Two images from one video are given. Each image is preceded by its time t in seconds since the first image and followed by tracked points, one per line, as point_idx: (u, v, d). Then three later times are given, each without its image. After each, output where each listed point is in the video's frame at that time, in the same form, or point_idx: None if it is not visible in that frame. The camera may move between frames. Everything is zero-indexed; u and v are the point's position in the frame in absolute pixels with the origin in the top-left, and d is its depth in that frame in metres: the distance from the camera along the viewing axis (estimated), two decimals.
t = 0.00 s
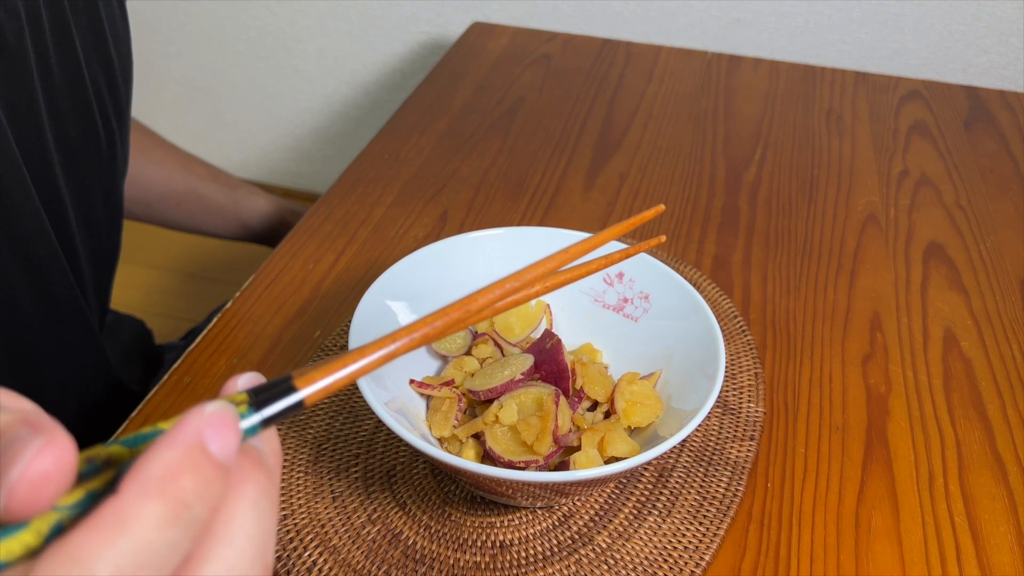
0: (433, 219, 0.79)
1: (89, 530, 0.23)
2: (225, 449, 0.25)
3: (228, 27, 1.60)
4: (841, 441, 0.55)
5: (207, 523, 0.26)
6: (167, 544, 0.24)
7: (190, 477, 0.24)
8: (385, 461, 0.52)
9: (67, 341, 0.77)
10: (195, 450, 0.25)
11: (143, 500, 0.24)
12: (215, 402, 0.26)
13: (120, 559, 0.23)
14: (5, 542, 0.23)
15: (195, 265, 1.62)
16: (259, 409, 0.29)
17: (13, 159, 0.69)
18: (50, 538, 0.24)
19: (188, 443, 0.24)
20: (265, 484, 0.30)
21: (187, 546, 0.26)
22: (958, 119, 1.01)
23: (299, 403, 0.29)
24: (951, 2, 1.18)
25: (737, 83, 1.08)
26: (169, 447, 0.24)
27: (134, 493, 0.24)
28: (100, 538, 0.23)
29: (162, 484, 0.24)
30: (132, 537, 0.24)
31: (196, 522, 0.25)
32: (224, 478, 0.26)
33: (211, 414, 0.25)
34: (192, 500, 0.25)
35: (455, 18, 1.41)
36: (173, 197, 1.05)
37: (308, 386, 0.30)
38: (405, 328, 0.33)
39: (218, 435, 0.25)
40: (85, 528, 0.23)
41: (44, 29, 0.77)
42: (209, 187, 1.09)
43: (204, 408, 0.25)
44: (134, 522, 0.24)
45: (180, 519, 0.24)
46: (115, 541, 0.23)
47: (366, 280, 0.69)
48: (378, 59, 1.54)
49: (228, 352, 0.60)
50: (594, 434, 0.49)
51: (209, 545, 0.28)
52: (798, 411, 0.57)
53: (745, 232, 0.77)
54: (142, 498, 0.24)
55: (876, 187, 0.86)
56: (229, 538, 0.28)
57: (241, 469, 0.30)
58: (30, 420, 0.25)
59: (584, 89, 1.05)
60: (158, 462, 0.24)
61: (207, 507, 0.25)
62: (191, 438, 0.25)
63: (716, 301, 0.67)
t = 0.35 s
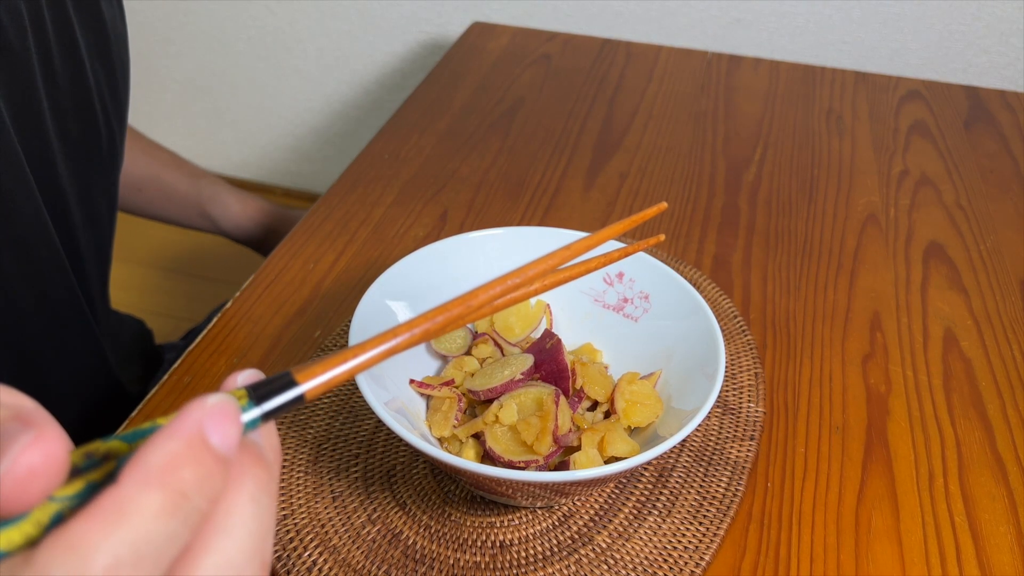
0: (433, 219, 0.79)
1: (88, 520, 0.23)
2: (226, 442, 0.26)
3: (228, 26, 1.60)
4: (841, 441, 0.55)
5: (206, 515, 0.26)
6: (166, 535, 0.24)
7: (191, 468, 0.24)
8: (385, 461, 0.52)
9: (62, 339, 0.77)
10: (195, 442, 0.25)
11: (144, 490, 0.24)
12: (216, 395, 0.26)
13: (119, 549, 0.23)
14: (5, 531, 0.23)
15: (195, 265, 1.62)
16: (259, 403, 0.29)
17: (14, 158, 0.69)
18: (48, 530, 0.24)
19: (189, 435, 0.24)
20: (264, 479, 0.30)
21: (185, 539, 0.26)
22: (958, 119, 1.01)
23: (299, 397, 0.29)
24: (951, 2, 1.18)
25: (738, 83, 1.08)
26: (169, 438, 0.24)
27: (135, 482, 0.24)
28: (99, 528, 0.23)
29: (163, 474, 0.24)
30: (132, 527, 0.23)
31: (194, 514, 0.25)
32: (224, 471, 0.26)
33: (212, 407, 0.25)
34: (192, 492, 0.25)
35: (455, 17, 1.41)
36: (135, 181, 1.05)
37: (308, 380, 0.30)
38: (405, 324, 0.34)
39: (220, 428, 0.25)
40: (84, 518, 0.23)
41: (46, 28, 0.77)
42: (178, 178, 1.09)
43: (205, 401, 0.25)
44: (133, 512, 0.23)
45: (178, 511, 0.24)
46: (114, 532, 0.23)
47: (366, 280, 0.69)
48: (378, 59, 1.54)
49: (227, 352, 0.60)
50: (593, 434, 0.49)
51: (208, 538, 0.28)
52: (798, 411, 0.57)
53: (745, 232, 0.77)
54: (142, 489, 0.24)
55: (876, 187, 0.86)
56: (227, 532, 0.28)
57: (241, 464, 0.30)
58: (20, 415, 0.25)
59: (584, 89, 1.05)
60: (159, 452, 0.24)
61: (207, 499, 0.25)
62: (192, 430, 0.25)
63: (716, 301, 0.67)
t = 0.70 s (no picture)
0: (433, 219, 0.79)
1: (91, 508, 0.23)
2: (229, 435, 0.26)
3: (229, 26, 1.60)
4: (841, 440, 0.55)
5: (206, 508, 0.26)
6: (166, 526, 0.24)
7: (193, 459, 0.25)
8: (385, 461, 0.52)
9: (62, 338, 0.77)
10: (199, 434, 0.25)
11: (146, 479, 0.24)
12: (219, 389, 0.27)
13: (119, 538, 0.23)
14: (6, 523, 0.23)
15: (196, 265, 1.62)
16: (264, 397, 0.29)
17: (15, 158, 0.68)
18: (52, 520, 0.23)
19: (193, 426, 0.25)
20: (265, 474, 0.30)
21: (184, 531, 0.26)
22: (958, 119, 1.01)
23: (302, 394, 0.29)
24: (951, 2, 1.18)
25: (737, 83, 1.08)
26: (174, 428, 0.24)
27: (139, 471, 0.23)
28: (101, 516, 0.23)
29: (166, 464, 0.24)
30: (133, 516, 0.23)
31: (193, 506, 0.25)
32: (226, 464, 0.26)
33: (216, 400, 0.26)
34: (193, 483, 0.25)
35: (455, 17, 1.41)
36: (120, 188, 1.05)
37: (311, 375, 0.30)
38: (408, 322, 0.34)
39: (223, 420, 0.26)
40: (86, 506, 0.23)
41: (46, 28, 0.77)
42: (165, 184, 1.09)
43: (210, 395, 0.26)
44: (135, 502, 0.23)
45: (179, 501, 0.24)
46: (115, 520, 0.23)
47: (366, 279, 0.69)
48: (378, 58, 1.54)
49: (227, 352, 0.60)
50: (593, 434, 0.49)
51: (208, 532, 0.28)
52: (798, 411, 0.57)
53: (745, 232, 0.77)
54: (146, 478, 0.24)
55: (876, 187, 0.86)
56: (229, 525, 0.28)
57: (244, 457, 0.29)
58: (41, 408, 0.25)
59: (584, 88, 1.05)
60: (164, 441, 0.24)
61: (208, 491, 0.25)
62: (196, 421, 0.25)
63: (716, 301, 0.67)
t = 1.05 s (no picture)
0: (433, 219, 0.79)
1: (77, 531, 0.23)
2: (225, 461, 0.25)
3: (229, 25, 1.60)
4: (841, 440, 0.55)
5: (200, 536, 0.25)
6: (154, 554, 0.24)
7: (184, 486, 0.24)
8: (385, 461, 0.52)
9: (63, 338, 0.77)
10: (194, 460, 0.24)
11: (134, 504, 0.23)
12: (223, 411, 0.26)
13: (103, 566, 0.23)
14: (6, 530, 0.23)
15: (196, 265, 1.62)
16: (265, 405, 0.29)
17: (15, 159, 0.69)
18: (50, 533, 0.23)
19: (188, 451, 0.24)
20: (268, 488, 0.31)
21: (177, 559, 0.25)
22: (958, 118, 1.01)
23: (302, 401, 0.29)
24: (951, 2, 1.18)
25: (737, 83, 1.08)
26: (168, 453, 0.24)
27: (127, 495, 0.23)
28: (86, 540, 0.23)
29: (157, 490, 0.24)
30: (119, 541, 0.23)
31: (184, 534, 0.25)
32: (222, 492, 0.25)
33: (215, 424, 0.25)
34: (183, 511, 0.24)
35: (455, 17, 1.41)
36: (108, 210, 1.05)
37: (313, 383, 0.30)
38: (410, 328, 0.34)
39: (220, 446, 0.25)
40: (74, 529, 0.23)
41: (50, 29, 0.77)
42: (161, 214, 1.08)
43: (213, 418, 0.26)
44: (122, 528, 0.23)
45: (167, 528, 0.24)
46: (100, 546, 0.23)
47: (366, 279, 0.69)
48: (378, 58, 1.54)
49: (227, 352, 0.60)
50: (593, 434, 0.49)
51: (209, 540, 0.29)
52: (798, 411, 0.57)
53: (745, 232, 0.77)
54: (134, 503, 0.23)
55: (876, 187, 0.86)
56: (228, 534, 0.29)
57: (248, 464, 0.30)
58: (57, 412, 0.25)
59: (584, 88, 1.05)
60: (155, 465, 0.24)
61: (200, 518, 0.25)
62: (190, 447, 0.24)
63: (716, 301, 0.67)
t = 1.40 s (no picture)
0: (433, 219, 0.79)
1: (65, 548, 0.23)
2: (217, 476, 0.25)
3: (229, 26, 1.60)
4: (841, 440, 0.55)
5: (190, 549, 0.26)
6: (144, 568, 0.24)
7: (174, 501, 0.24)
8: (386, 460, 0.52)
9: (66, 338, 0.77)
10: (185, 474, 0.25)
11: (123, 520, 0.23)
12: (215, 425, 0.26)
13: None
14: (8, 533, 0.23)
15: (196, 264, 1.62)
16: (270, 408, 0.29)
17: (21, 161, 0.69)
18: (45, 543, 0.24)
19: (177, 466, 0.24)
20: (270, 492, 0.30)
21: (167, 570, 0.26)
22: (958, 118, 1.01)
23: (308, 405, 0.29)
24: (951, 1, 1.18)
25: (737, 83, 1.08)
26: (157, 467, 0.24)
27: (116, 511, 0.23)
28: (75, 556, 0.23)
29: (146, 505, 0.24)
30: (108, 557, 0.23)
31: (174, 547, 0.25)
32: (213, 507, 0.25)
33: (207, 437, 0.25)
34: (174, 526, 0.25)
35: (455, 18, 1.41)
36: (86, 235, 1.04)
37: (317, 387, 0.30)
38: (413, 333, 0.34)
39: (211, 461, 0.25)
40: (62, 544, 0.23)
41: (57, 31, 0.77)
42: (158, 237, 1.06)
43: (203, 431, 0.25)
44: (110, 545, 0.23)
45: (156, 543, 0.24)
46: (88, 562, 0.23)
47: (366, 279, 0.69)
48: (378, 58, 1.54)
49: (227, 352, 0.60)
50: (594, 434, 0.49)
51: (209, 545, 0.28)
52: (798, 412, 0.57)
53: (745, 232, 0.77)
54: (123, 520, 0.23)
55: (876, 187, 0.86)
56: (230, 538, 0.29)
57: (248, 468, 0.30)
58: (66, 415, 0.25)
59: (584, 88, 1.05)
60: (144, 481, 0.24)
61: (190, 533, 0.25)
62: (180, 462, 0.24)
63: (716, 301, 0.67)
